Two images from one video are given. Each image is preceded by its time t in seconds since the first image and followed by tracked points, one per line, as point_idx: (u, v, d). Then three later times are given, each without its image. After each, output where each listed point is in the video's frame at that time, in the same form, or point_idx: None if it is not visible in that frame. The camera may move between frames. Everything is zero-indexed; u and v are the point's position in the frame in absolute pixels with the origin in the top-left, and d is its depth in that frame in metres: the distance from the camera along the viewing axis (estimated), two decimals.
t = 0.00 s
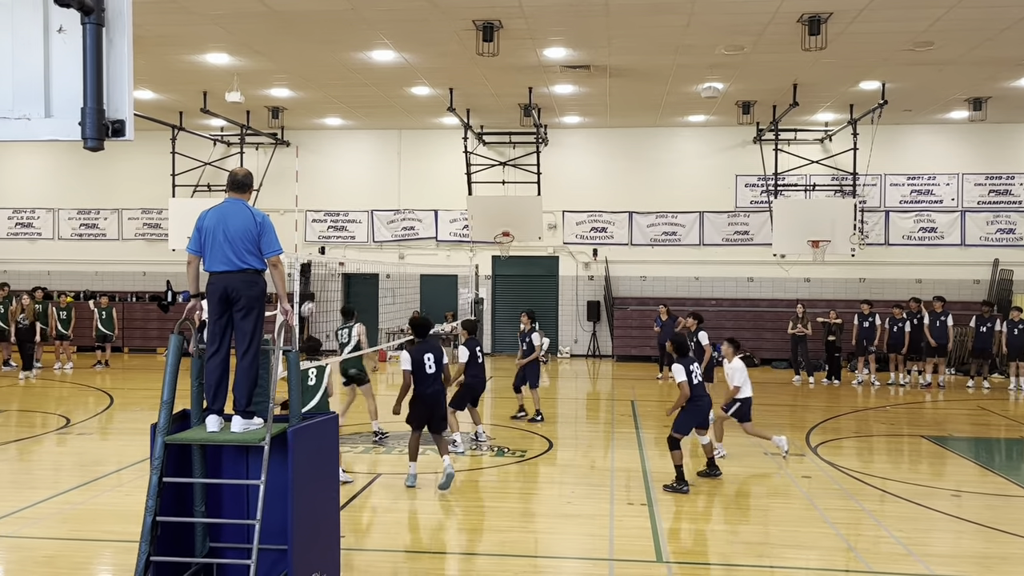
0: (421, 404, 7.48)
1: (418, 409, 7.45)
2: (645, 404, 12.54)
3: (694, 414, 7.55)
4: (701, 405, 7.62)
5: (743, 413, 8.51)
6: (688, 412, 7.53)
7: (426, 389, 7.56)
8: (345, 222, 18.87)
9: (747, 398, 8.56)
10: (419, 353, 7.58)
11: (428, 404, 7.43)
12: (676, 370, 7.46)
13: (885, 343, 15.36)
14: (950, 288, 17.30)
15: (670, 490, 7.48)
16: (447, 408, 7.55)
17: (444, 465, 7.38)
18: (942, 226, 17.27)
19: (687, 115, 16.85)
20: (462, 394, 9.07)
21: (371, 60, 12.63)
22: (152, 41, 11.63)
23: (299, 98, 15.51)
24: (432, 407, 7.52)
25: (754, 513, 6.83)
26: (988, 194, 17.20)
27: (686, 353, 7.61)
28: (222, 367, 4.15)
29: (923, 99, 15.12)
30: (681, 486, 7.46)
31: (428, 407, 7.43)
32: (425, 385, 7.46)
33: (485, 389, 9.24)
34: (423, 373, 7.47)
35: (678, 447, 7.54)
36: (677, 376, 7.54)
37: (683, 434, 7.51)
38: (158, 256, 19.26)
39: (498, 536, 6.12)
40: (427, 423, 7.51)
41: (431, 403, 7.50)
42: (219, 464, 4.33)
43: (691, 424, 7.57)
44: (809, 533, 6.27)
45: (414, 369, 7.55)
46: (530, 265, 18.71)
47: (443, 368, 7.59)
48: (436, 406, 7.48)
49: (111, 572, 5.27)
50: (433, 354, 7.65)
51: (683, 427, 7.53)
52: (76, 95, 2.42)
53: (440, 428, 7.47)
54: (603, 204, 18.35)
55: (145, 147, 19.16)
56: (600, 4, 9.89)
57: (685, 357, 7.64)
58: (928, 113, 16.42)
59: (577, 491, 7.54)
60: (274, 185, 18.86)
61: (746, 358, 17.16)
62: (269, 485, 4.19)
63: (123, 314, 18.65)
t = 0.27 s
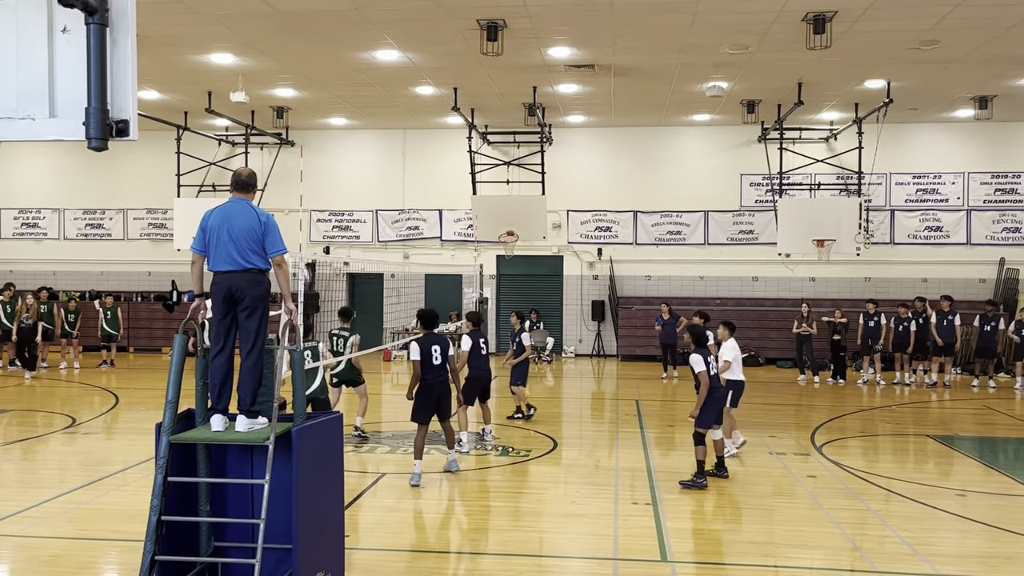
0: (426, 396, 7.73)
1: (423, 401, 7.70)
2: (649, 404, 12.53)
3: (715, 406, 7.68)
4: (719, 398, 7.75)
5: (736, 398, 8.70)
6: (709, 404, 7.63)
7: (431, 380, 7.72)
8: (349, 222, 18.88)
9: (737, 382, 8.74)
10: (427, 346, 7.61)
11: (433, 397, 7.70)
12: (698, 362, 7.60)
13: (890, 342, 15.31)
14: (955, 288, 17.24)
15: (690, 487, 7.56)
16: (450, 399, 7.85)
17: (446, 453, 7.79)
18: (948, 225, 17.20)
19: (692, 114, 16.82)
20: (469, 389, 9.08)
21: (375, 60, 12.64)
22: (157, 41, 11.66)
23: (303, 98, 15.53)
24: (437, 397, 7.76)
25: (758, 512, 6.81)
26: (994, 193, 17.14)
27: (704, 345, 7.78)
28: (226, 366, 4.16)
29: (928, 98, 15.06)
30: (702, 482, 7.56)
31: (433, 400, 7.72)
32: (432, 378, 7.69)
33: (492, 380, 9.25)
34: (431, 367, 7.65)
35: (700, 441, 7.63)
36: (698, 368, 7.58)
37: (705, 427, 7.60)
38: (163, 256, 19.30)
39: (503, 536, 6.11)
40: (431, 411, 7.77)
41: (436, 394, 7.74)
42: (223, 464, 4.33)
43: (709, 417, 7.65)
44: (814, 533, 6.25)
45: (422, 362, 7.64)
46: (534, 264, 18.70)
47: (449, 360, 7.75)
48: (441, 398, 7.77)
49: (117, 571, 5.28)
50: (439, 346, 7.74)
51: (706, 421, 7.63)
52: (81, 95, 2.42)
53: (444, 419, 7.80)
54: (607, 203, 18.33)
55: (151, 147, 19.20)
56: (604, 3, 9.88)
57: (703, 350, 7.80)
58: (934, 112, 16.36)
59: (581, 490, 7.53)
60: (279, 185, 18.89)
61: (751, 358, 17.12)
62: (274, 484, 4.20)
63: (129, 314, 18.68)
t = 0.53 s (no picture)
0: (437, 394, 7.79)
1: (435, 399, 7.77)
2: (652, 403, 12.52)
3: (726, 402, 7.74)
4: (731, 396, 7.73)
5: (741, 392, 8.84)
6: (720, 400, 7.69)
7: (442, 378, 7.78)
8: (353, 222, 18.89)
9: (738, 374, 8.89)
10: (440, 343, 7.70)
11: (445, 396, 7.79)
12: (706, 358, 7.72)
13: (894, 342, 15.27)
14: (960, 287, 17.19)
15: (708, 484, 7.72)
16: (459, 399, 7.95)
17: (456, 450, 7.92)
18: (952, 225, 17.16)
19: (695, 114, 16.79)
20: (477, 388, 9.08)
21: (378, 60, 12.65)
22: (161, 42, 11.68)
23: (307, 98, 15.55)
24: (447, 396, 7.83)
25: (762, 512, 6.80)
26: (998, 192, 17.09)
27: (716, 343, 7.93)
28: (229, 367, 4.17)
29: (933, 97, 15.01)
30: (719, 479, 7.71)
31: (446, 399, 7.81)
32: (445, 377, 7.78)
33: (497, 381, 9.24)
34: (444, 365, 7.74)
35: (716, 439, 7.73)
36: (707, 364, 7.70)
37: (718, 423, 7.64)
38: (167, 256, 19.34)
39: (507, 536, 6.11)
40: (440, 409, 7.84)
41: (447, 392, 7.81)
42: (227, 464, 4.34)
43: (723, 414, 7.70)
44: (818, 533, 6.23)
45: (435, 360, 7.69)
46: (537, 264, 18.71)
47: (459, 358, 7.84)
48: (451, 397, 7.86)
49: (121, 570, 5.29)
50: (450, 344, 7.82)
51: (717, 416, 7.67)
52: (84, 96, 2.42)
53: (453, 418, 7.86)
54: (610, 203, 18.32)
55: (155, 148, 19.25)
56: (607, 3, 9.87)
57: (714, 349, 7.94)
58: (938, 111, 16.32)
59: (585, 490, 7.53)
60: (283, 185, 18.92)
61: (755, 358, 17.09)
62: (277, 484, 4.21)
63: (133, 314, 18.71)
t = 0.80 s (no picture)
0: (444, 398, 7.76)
1: (443, 403, 7.74)
2: (657, 403, 12.51)
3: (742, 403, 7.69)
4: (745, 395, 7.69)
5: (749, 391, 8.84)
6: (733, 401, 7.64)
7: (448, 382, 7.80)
8: (357, 222, 18.91)
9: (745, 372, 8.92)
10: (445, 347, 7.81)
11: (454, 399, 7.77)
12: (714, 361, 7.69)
13: (900, 342, 15.23)
14: (965, 287, 17.13)
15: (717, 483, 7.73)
16: (467, 403, 7.92)
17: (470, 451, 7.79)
18: (958, 224, 17.10)
19: (700, 113, 16.76)
20: (485, 384, 9.10)
21: (382, 60, 12.66)
22: (166, 42, 11.71)
23: (311, 98, 15.56)
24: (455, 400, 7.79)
25: (767, 512, 6.79)
26: (1004, 192, 17.03)
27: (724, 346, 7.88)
28: (235, 367, 4.17)
29: (938, 96, 14.97)
30: (729, 478, 7.70)
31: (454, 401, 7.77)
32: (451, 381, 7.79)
33: (504, 375, 9.30)
34: (449, 368, 7.79)
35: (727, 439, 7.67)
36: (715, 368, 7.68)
37: (730, 424, 7.59)
38: (172, 256, 19.38)
39: (512, 536, 6.11)
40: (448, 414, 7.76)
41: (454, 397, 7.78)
42: (233, 464, 4.35)
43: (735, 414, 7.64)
44: (823, 533, 6.22)
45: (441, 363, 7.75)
46: (542, 264, 18.69)
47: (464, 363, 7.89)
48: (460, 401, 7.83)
49: (127, 570, 5.31)
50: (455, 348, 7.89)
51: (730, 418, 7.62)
52: (90, 96, 2.43)
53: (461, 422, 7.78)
54: (614, 202, 18.31)
55: (160, 148, 19.30)
56: (612, 2, 9.86)
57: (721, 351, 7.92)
58: (944, 110, 16.27)
59: (589, 490, 7.52)
60: (287, 185, 18.94)
61: (759, 358, 17.06)
62: (283, 484, 4.21)
63: (138, 314, 18.76)
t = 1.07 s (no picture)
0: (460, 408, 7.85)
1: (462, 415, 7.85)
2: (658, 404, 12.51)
3: (756, 413, 7.67)
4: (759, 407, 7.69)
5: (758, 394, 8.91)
6: (748, 410, 7.62)
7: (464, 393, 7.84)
8: (359, 222, 18.92)
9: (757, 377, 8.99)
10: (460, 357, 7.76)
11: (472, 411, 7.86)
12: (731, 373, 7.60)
13: (902, 342, 15.21)
14: (967, 288, 17.11)
15: (717, 483, 7.71)
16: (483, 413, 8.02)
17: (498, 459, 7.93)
18: (960, 225, 17.10)
19: (702, 114, 16.74)
20: (482, 384, 9.10)
21: (384, 61, 12.66)
22: (168, 43, 11.72)
23: (313, 99, 15.58)
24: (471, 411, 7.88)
25: (770, 513, 6.79)
26: (1006, 192, 17.02)
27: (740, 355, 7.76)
28: (237, 367, 4.17)
29: (940, 96, 14.96)
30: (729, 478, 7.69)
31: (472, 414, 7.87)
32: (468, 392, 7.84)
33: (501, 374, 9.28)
34: (465, 380, 7.80)
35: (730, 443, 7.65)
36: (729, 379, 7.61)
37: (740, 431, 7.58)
38: (174, 256, 19.40)
39: (514, 536, 6.11)
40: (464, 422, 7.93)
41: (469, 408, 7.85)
42: (235, 465, 4.35)
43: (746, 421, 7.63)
44: (826, 534, 6.21)
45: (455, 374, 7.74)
46: (543, 264, 18.69)
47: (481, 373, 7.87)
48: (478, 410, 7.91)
49: (130, 570, 5.31)
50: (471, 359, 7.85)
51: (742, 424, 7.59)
52: (94, 97, 2.44)
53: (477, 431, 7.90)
54: (616, 203, 18.31)
55: (162, 148, 19.32)
56: (614, 3, 9.86)
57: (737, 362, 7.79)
58: (946, 110, 16.26)
59: (591, 490, 7.52)
60: (289, 186, 18.94)
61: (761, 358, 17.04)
62: (285, 485, 4.22)
63: (140, 314, 18.78)
